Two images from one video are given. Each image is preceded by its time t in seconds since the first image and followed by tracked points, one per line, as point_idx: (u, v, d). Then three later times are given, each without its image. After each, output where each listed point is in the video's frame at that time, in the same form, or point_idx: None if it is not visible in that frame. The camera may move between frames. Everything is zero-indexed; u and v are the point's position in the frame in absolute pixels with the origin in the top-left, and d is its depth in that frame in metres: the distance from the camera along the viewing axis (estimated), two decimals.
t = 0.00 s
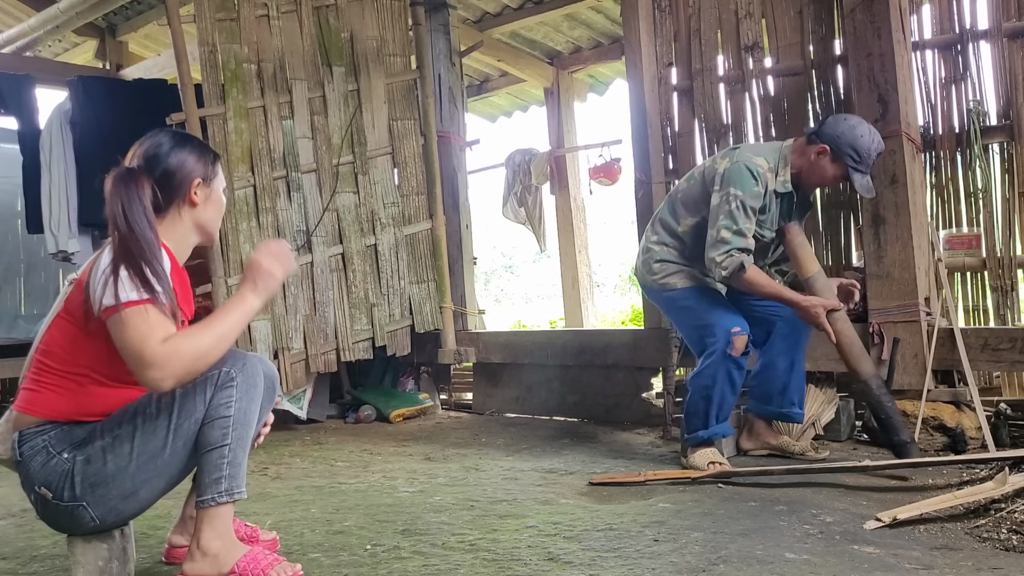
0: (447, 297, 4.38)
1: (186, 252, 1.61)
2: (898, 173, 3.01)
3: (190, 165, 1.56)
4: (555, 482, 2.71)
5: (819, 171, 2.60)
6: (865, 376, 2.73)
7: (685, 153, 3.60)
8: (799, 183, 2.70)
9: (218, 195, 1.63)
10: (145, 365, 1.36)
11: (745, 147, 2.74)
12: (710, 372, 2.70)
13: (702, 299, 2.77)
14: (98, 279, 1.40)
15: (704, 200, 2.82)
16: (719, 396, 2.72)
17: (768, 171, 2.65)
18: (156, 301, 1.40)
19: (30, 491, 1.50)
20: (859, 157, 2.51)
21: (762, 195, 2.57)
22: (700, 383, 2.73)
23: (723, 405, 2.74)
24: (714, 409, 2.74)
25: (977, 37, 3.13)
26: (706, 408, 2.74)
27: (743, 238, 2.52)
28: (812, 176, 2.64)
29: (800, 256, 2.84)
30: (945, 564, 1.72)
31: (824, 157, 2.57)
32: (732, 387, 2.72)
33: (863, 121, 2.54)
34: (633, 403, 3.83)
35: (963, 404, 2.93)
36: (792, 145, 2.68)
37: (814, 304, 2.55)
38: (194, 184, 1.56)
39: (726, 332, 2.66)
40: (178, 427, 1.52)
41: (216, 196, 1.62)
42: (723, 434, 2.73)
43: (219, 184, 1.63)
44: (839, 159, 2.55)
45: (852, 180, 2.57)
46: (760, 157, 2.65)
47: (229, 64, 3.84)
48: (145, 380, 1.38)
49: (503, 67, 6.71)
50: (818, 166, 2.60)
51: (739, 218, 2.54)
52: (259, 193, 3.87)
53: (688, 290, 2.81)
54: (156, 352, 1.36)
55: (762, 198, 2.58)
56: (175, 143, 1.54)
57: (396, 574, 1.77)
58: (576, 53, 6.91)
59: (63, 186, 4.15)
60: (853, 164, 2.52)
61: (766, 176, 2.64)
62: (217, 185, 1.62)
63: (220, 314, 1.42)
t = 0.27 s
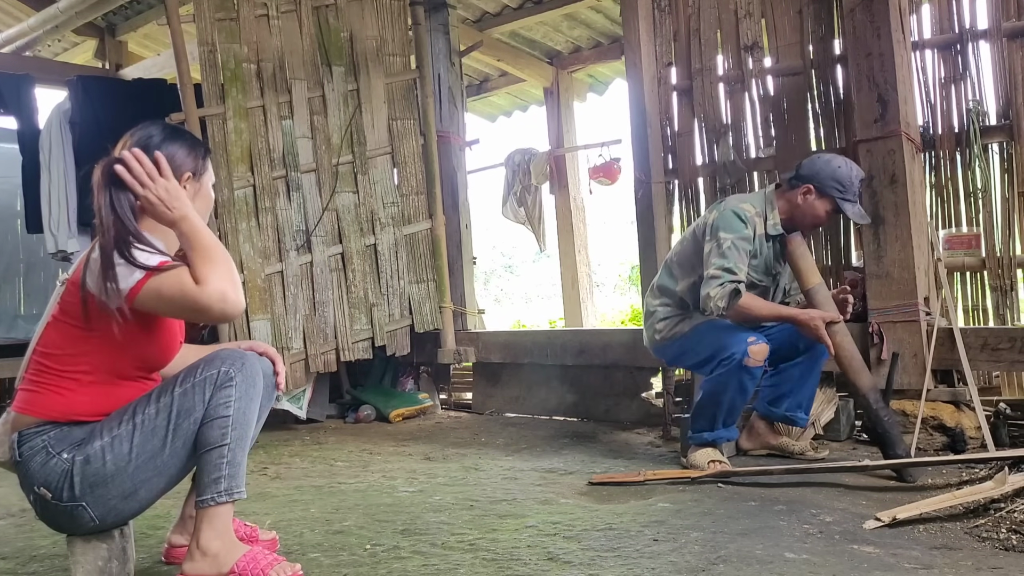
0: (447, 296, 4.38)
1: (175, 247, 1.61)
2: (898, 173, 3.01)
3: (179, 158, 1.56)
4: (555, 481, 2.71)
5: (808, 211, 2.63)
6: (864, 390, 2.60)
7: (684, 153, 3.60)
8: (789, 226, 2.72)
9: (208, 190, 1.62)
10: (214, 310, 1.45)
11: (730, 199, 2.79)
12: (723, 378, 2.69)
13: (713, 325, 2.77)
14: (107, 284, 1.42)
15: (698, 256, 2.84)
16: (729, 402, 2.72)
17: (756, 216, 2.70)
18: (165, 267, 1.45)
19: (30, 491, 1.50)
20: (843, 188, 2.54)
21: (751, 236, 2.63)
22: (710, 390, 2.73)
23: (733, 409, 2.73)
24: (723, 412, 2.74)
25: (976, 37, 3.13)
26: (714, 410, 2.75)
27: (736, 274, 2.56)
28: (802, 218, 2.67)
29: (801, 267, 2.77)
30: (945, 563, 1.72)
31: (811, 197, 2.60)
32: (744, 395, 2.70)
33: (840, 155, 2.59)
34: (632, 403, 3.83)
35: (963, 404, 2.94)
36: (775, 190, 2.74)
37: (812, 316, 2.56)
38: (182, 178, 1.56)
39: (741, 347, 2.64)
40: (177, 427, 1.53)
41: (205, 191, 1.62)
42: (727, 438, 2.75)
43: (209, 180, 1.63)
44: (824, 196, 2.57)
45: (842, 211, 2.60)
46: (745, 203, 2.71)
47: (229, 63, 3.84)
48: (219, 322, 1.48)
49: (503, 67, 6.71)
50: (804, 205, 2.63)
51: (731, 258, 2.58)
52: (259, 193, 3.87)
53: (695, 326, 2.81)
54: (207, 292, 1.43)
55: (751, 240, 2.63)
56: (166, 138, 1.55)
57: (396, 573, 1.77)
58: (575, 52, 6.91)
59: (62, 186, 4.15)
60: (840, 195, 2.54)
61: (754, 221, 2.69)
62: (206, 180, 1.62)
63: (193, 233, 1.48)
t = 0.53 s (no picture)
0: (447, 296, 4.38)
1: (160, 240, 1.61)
2: (898, 174, 3.01)
3: (158, 150, 1.56)
4: (554, 481, 2.70)
5: (785, 231, 2.73)
6: (854, 393, 2.64)
7: (684, 153, 3.60)
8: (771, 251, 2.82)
9: (189, 180, 1.64)
10: (195, 272, 1.44)
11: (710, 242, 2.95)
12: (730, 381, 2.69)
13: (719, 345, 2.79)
14: (91, 278, 1.43)
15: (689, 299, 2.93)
16: (733, 406, 2.72)
17: (733, 248, 2.84)
18: (137, 248, 1.45)
19: (29, 490, 1.50)
20: (810, 201, 2.66)
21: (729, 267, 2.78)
22: (717, 390, 2.72)
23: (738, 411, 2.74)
24: (726, 415, 2.75)
25: (976, 37, 3.13)
26: (718, 412, 2.75)
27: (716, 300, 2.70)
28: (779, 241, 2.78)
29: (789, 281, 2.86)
30: (945, 563, 1.72)
31: (782, 218, 2.71)
32: (748, 397, 2.71)
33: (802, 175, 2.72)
34: (632, 403, 3.83)
35: (962, 404, 2.94)
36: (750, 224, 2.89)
37: (796, 324, 2.65)
38: (161, 170, 1.57)
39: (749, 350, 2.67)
40: (176, 426, 1.53)
41: (185, 180, 1.63)
42: (728, 438, 2.76)
43: (190, 172, 1.64)
44: (794, 212, 2.68)
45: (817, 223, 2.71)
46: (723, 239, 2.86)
47: (229, 63, 3.84)
48: (206, 280, 1.49)
49: (503, 67, 6.70)
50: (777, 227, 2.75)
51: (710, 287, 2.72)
52: (258, 193, 3.86)
53: (700, 355, 2.82)
54: (183, 256, 1.43)
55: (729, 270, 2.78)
56: (143, 131, 1.56)
57: (396, 573, 1.77)
58: (575, 52, 6.91)
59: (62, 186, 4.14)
60: (808, 208, 2.66)
61: (731, 252, 2.83)
62: (187, 171, 1.63)
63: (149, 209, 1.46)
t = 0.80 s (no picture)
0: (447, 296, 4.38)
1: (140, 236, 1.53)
2: (898, 174, 3.01)
3: (132, 143, 1.50)
4: (555, 481, 2.70)
5: (744, 213, 2.83)
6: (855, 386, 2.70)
7: (684, 153, 3.60)
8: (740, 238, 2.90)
9: (166, 172, 1.57)
10: (165, 256, 1.42)
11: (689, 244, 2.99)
12: (732, 378, 2.70)
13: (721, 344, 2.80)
14: (68, 274, 1.43)
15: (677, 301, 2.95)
16: (736, 402, 2.72)
17: (709, 242, 2.89)
18: (105, 240, 1.43)
19: (29, 490, 1.50)
20: (758, 178, 2.76)
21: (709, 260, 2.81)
22: (720, 386, 2.71)
23: (739, 408, 2.74)
24: (728, 412, 2.75)
25: (975, 36, 3.13)
26: (720, 410, 2.75)
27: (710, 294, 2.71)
28: (741, 225, 2.88)
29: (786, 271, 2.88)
30: (945, 563, 1.72)
31: (737, 202, 2.83)
32: (750, 395, 2.71)
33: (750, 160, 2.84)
34: (632, 403, 3.83)
35: (962, 404, 2.94)
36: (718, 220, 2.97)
37: (803, 318, 2.66)
38: (136, 162, 1.50)
39: (752, 346, 2.68)
40: (176, 426, 1.53)
41: (163, 172, 1.55)
42: (730, 438, 2.76)
43: (168, 164, 1.57)
44: (747, 193, 2.79)
45: (772, 199, 2.80)
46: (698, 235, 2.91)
47: (229, 63, 3.83)
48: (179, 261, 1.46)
49: (503, 66, 6.70)
50: (739, 211, 2.84)
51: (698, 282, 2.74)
52: (258, 193, 3.86)
53: (702, 356, 2.83)
54: (148, 242, 1.40)
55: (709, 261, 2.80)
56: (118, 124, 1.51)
57: (396, 573, 1.77)
58: (575, 52, 6.90)
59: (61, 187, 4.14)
60: (758, 184, 2.76)
61: (709, 246, 2.87)
62: (164, 163, 1.56)
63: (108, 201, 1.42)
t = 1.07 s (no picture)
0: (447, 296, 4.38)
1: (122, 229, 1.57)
2: (898, 173, 3.01)
3: (104, 140, 1.53)
4: (554, 481, 2.70)
5: (718, 209, 2.87)
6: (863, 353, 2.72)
7: (684, 153, 3.60)
8: (717, 236, 2.94)
9: (139, 166, 1.60)
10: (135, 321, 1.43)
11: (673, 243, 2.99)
12: (734, 376, 2.71)
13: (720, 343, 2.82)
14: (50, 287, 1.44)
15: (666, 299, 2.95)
16: (738, 400, 2.72)
17: (691, 240, 2.89)
18: (86, 274, 1.42)
19: (26, 490, 1.50)
20: (730, 174, 2.79)
21: (695, 258, 2.81)
22: (721, 385, 2.72)
23: (741, 408, 2.74)
24: (729, 411, 2.75)
25: (975, 36, 3.13)
26: (720, 409, 2.75)
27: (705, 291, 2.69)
28: (718, 222, 2.91)
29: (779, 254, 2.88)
30: (945, 563, 1.72)
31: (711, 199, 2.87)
32: (752, 393, 2.72)
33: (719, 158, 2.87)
34: (632, 403, 3.82)
35: (962, 404, 2.93)
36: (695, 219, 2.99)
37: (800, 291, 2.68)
38: (110, 158, 1.54)
39: (754, 344, 2.70)
40: (173, 426, 1.53)
41: (136, 166, 1.59)
42: (732, 437, 2.75)
43: (140, 158, 1.61)
44: (718, 189, 2.84)
45: (745, 193, 2.84)
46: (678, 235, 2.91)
47: (229, 63, 3.83)
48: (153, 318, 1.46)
49: (503, 66, 6.70)
50: (716, 206, 2.87)
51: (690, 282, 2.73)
52: (258, 193, 3.86)
53: (702, 356, 2.83)
54: (122, 312, 1.41)
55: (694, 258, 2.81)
56: (88, 122, 1.53)
57: (396, 573, 1.77)
58: (575, 52, 6.90)
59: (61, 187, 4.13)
60: (731, 179, 2.79)
61: (692, 245, 2.88)
62: (137, 157, 1.60)
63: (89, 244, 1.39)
